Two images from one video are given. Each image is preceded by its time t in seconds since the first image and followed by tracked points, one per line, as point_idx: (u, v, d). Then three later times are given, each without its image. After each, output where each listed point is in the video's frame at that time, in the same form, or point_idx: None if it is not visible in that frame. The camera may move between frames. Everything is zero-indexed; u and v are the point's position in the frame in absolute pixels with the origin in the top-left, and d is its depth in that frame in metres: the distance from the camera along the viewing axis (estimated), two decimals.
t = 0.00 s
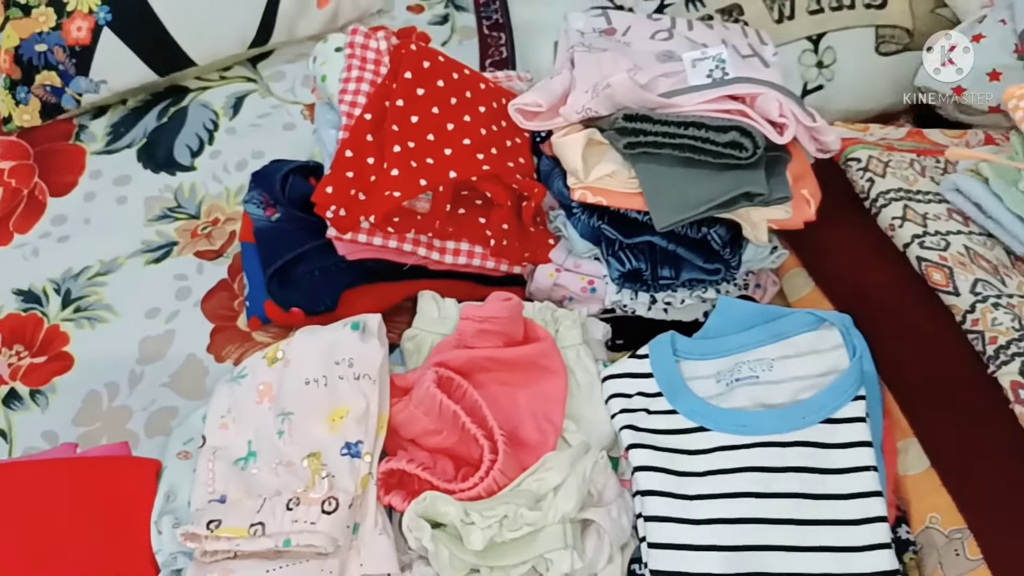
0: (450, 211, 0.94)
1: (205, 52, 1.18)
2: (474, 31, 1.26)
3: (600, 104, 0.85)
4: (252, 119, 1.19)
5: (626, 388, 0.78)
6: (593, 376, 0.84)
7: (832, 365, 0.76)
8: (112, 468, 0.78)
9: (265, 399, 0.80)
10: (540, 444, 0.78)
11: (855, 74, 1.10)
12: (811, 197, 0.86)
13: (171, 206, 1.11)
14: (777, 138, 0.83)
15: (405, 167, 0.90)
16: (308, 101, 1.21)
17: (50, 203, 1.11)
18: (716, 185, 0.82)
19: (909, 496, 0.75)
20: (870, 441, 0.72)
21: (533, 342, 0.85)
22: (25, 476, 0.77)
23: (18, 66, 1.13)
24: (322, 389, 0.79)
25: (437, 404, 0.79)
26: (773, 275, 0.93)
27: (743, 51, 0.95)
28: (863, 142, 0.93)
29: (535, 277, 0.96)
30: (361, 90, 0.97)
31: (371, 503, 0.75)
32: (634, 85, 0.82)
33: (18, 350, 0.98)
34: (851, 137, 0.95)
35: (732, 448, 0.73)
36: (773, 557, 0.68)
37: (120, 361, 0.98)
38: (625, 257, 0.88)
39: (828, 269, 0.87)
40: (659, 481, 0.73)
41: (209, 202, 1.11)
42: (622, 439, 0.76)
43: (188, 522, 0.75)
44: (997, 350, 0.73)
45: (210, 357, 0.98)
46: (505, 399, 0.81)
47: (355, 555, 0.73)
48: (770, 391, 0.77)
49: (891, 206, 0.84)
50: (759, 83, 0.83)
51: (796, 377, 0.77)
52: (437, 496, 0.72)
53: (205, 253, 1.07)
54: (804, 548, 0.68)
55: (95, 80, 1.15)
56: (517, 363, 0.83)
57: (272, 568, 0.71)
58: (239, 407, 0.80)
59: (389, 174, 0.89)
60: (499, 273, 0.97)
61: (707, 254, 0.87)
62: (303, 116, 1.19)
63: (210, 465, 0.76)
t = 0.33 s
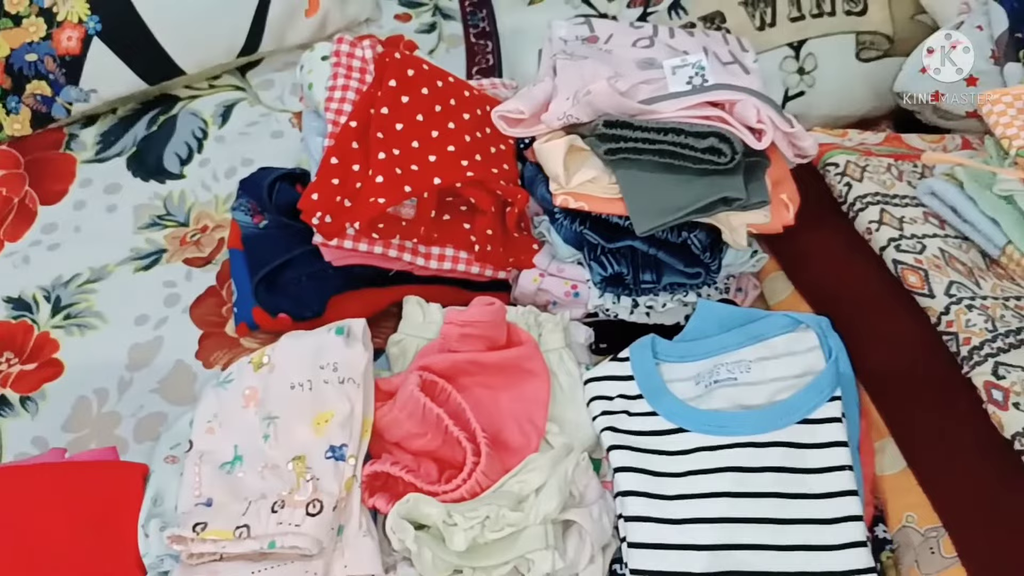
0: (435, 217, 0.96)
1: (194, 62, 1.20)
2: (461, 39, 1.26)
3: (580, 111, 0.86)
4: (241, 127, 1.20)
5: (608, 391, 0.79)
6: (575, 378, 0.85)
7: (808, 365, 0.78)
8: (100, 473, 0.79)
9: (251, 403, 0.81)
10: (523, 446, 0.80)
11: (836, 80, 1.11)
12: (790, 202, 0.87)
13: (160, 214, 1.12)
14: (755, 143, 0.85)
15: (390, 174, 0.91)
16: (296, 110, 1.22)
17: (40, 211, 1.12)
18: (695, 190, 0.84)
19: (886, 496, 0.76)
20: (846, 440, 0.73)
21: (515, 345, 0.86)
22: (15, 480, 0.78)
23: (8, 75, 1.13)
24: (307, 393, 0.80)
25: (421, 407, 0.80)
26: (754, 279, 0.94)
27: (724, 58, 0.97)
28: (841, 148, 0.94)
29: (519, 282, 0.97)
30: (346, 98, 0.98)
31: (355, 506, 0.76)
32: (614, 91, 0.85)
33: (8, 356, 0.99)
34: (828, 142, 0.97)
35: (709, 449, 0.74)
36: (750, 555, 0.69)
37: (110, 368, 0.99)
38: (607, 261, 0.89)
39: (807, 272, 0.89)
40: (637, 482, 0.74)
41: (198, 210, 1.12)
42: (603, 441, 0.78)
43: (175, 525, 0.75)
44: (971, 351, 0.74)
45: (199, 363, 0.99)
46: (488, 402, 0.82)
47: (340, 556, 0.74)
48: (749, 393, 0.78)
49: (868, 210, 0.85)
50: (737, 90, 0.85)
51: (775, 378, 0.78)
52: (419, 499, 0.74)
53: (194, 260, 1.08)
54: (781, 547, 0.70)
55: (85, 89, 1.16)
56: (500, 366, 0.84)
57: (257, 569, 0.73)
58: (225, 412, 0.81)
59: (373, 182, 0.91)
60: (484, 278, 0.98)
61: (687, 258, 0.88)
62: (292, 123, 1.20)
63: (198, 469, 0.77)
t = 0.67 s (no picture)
0: (421, 226, 0.97)
1: (183, 73, 1.21)
2: (448, 49, 1.29)
3: (562, 120, 0.88)
4: (230, 137, 1.21)
5: (590, 395, 0.80)
6: (559, 383, 0.86)
7: (785, 369, 0.79)
8: (88, 480, 0.80)
9: (237, 410, 0.81)
10: (506, 451, 0.81)
11: (817, 88, 1.13)
12: (769, 209, 0.88)
13: (149, 224, 1.13)
14: (733, 151, 0.86)
15: (375, 183, 0.92)
16: (285, 119, 1.23)
17: (30, 221, 1.13)
18: (675, 197, 0.85)
19: (865, 498, 0.77)
20: (823, 443, 0.75)
21: (499, 351, 0.87)
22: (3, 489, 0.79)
23: None
24: (292, 400, 0.81)
25: (405, 413, 0.81)
26: (735, 285, 0.95)
27: (705, 66, 0.98)
28: (819, 155, 0.95)
29: (504, 289, 0.98)
30: (332, 108, 1.00)
31: (339, 511, 0.77)
32: (594, 101, 0.86)
33: None
34: (807, 150, 0.98)
35: (689, 452, 0.76)
36: (730, 556, 0.70)
37: (98, 376, 0.99)
38: (590, 268, 0.90)
39: (784, 277, 0.90)
40: (618, 485, 0.75)
41: (186, 219, 1.13)
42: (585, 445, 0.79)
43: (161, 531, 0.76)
44: (945, 354, 0.75)
45: (187, 371, 1.00)
46: (472, 408, 0.83)
47: (324, 561, 0.75)
48: (727, 396, 0.79)
49: (846, 216, 0.87)
50: (716, 99, 0.86)
51: (753, 382, 0.79)
52: (403, 503, 0.74)
53: (182, 269, 1.09)
54: (760, 548, 0.71)
55: (74, 100, 1.17)
56: (483, 372, 0.85)
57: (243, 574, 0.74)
58: (212, 418, 0.82)
59: (359, 191, 0.92)
60: (470, 285, 0.99)
61: (668, 265, 0.89)
62: (280, 133, 1.22)
63: (184, 476, 0.78)
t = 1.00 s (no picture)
0: (406, 235, 0.98)
1: (172, 84, 1.22)
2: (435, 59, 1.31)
3: (543, 130, 0.89)
4: (218, 148, 1.23)
5: (572, 401, 0.82)
6: (542, 390, 0.87)
7: (762, 374, 0.80)
8: (75, 490, 0.81)
9: (223, 418, 0.82)
10: (490, 457, 0.82)
11: (798, 98, 1.14)
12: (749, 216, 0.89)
13: (137, 234, 1.14)
14: (713, 159, 0.88)
15: (360, 192, 0.93)
16: (273, 130, 1.25)
17: (19, 232, 1.13)
18: (655, 205, 0.86)
19: (842, 501, 0.78)
20: (800, 446, 0.76)
21: (483, 358, 0.88)
22: None
23: None
24: (276, 407, 0.82)
25: (389, 420, 0.82)
26: (717, 291, 0.96)
27: (687, 76, 1.00)
28: (798, 163, 0.96)
29: (489, 297, 0.99)
30: (318, 118, 1.01)
31: (323, 518, 0.78)
32: (575, 111, 0.87)
33: None
34: (787, 158, 0.99)
35: (669, 457, 0.77)
36: (708, 559, 0.71)
37: (87, 386, 1.00)
38: (572, 275, 0.91)
39: (764, 285, 0.91)
40: (599, 489, 0.76)
41: (175, 229, 1.14)
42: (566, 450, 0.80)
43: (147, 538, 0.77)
44: (920, 359, 0.76)
45: (175, 380, 1.01)
46: (456, 414, 0.84)
47: (309, 567, 0.76)
48: (706, 401, 0.80)
49: (823, 223, 0.88)
50: (695, 108, 0.88)
51: (731, 387, 0.80)
52: (386, 509, 0.75)
53: (170, 279, 1.09)
54: (737, 551, 0.72)
55: (64, 112, 1.18)
56: (466, 379, 0.86)
57: None
58: (198, 426, 0.82)
59: (344, 201, 0.93)
60: (454, 293, 1.00)
61: (649, 272, 0.90)
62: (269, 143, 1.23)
63: (170, 483, 0.78)
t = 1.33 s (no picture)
0: (389, 245, 0.99)
1: (158, 97, 1.23)
2: (420, 71, 1.33)
3: (522, 141, 0.90)
4: (204, 159, 1.24)
5: (551, 409, 0.83)
6: (523, 398, 0.88)
7: (738, 381, 0.81)
8: (58, 502, 0.82)
9: (205, 429, 0.83)
10: (471, 465, 0.83)
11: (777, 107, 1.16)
12: (726, 224, 0.91)
13: (124, 246, 1.14)
14: (689, 169, 0.88)
15: (342, 204, 0.94)
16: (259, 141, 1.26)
17: (5, 245, 1.14)
18: (633, 214, 0.87)
19: (817, 504, 0.80)
20: (775, 451, 0.77)
21: (464, 366, 0.89)
22: None
23: None
24: (258, 418, 0.83)
25: (370, 429, 0.83)
26: (696, 298, 0.98)
27: (665, 86, 1.01)
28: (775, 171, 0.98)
29: (471, 306, 0.99)
30: (301, 130, 1.02)
31: (305, 527, 0.78)
32: (554, 122, 0.87)
33: None
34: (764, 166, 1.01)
35: (647, 463, 0.78)
36: (685, 563, 0.72)
37: (73, 398, 1.01)
38: (553, 283, 0.92)
39: (742, 293, 0.92)
40: (579, 496, 0.77)
41: (161, 241, 1.15)
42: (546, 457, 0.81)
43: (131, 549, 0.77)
44: (893, 364, 0.77)
45: (160, 392, 1.02)
46: (438, 423, 0.85)
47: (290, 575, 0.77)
48: (682, 407, 0.81)
49: (799, 231, 0.89)
50: (671, 119, 0.89)
51: (707, 393, 0.82)
52: (367, 517, 0.76)
53: (156, 290, 1.10)
54: (714, 555, 0.72)
55: (49, 124, 1.19)
56: (448, 388, 0.87)
57: None
58: (180, 437, 0.83)
59: (326, 212, 0.94)
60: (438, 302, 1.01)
61: (628, 280, 0.91)
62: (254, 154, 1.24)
63: (154, 494, 0.79)
